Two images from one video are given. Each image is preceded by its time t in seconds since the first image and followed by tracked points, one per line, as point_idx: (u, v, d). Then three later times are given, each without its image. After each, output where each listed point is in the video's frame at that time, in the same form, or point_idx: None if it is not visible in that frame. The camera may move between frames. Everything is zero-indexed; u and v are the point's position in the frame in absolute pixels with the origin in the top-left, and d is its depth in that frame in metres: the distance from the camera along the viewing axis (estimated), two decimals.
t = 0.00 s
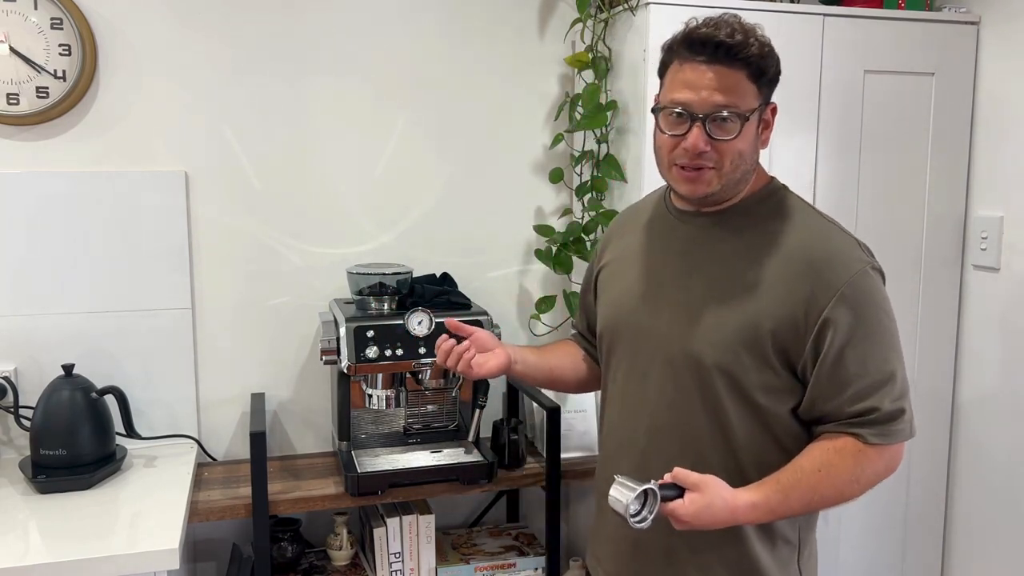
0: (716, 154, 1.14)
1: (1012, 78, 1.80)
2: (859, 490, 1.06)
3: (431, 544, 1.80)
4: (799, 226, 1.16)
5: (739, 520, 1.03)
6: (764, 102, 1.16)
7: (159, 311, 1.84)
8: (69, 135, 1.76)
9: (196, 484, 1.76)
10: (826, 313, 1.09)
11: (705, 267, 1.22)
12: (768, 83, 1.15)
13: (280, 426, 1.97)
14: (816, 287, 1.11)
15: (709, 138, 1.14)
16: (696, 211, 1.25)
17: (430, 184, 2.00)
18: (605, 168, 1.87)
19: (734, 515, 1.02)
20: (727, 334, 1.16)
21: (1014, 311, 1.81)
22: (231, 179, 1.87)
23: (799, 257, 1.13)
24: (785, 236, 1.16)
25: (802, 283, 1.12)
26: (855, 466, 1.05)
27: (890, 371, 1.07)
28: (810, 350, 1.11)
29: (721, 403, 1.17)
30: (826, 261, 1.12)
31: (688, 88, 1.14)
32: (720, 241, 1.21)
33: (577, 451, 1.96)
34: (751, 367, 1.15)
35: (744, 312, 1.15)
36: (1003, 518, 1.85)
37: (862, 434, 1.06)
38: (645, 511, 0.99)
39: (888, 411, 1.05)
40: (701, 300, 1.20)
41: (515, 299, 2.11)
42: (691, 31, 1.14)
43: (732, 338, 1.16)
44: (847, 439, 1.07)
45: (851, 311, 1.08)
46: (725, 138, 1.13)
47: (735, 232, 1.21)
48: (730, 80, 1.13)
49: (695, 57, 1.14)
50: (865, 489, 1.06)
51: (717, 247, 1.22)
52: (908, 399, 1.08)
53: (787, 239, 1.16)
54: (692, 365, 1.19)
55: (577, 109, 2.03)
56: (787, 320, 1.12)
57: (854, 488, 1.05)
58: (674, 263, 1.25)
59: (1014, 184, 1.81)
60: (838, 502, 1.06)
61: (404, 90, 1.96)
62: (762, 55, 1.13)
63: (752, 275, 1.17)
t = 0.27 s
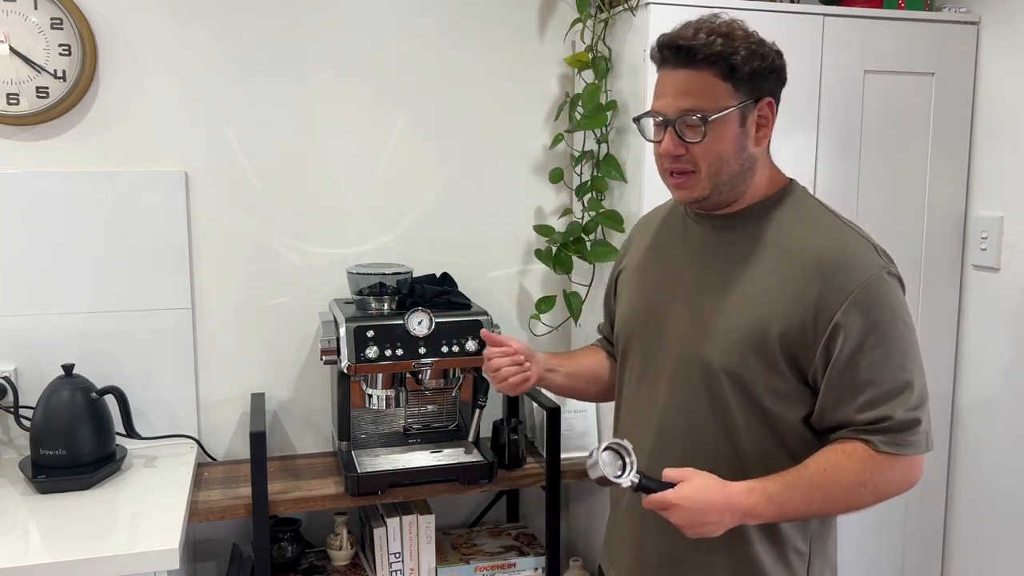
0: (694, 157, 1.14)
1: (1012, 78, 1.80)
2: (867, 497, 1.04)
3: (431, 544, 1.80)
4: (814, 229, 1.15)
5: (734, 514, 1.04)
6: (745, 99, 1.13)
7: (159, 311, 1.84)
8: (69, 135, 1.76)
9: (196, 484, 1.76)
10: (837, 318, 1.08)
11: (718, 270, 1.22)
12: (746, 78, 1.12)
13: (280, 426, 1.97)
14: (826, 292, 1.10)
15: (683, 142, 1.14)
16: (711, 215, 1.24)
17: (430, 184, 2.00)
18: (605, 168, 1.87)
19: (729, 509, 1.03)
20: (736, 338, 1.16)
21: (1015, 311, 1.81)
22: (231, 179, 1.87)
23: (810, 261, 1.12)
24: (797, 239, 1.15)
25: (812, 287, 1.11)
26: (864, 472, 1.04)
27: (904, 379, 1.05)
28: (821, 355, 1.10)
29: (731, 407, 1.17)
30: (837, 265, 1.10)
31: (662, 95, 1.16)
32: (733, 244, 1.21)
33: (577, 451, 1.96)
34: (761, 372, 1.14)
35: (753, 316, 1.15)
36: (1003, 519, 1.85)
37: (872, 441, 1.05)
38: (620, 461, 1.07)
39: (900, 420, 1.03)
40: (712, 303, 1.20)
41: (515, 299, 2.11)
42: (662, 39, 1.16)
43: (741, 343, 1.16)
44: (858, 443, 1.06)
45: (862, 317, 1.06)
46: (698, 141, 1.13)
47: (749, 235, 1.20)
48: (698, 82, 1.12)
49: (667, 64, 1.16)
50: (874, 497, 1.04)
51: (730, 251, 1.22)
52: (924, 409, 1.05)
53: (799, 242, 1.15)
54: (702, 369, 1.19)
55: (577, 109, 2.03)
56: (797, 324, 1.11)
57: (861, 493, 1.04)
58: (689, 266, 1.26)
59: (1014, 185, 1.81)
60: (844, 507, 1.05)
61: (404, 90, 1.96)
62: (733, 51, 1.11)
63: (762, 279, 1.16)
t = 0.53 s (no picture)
0: (663, 158, 1.21)
1: (1012, 78, 1.80)
2: (831, 496, 1.04)
3: (431, 544, 1.80)
4: (814, 227, 1.12)
5: (689, 476, 1.09)
6: (710, 101, 1.15)
7: (159, 311, 1.84)
8: (69, 135, 1.76)
9: (196, 484, 1.76)
10: (825, 316, 1.06)
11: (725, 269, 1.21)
12: (711, 81, 1.15)
13: (280, 426, 1.97)
14: (815, 290, 1.07)
15: (653, 144, 1.21)
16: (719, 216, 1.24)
17: (430, 184, 2.00)
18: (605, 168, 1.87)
19: (686, 470, 1.09)
20: (728, 334, 1.15)
21: (1014, 310, 1.81)
22: (231, 179, 1.87)
23: (803, 259, 1.10)
24: (794, 237, 1.13)
25: (802, 285, 1.09)
26: (832, 470, 1.03)
27: (888, 386, 1.01)
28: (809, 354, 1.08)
29: (730, 408, 1.17)
30: (829, 263, 1.07)
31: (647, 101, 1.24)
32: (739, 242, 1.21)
33: (577, 451, 1.96)
34: (756, 371, 1.14)
35: (744, 312, 1.14)
36: (1002, 519, 1.85)
37: (845, 442, 1.03)
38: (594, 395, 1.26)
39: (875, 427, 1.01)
40: (712, 300, 1.21)
41: (515, 299, 2.10)
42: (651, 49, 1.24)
43: (731, 342, 1.15)
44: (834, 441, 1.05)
45: (847, 316, 1.04)
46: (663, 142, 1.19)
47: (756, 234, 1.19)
48: (665, 86, 1.19)
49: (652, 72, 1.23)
50: (839, 497, 1.04)
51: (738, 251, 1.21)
52: (908, 421, 1.01)
53: (796, 240, 1.12)
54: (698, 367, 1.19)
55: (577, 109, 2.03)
56: (786, 322, 1.10)
57: (824, 490, 1.04)
58: (700, 264, 1.26)
59: (1014, 185, 1.81)
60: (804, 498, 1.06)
61: (404, 90, 1.96)
62: (694, 55, 1.16)
63: (756, 277, 1.15)
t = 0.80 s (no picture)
0: (670, 153, 1.22)
1: (1012, 78, 1.80)
2: (750, 480, 1.07)
3: (431, 544, 1.80)
4: (805, 225, 1.11)
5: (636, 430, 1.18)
6: (715, 96, 1.16)
7: (158, 311, 1.84)
8: (69, 135, 1.76)
9: (197, 484, 1.76)
10: (795, 309, 1.06)
11: (721, 265, 1.22)
12: (716, 76, 1.15)
13: (280, 426, 1.97)
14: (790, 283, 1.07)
15: (661, 139, 1.22)
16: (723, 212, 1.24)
17: (429, 184, 2.00)
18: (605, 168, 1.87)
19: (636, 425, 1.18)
20: (714, 325, 1.16)
21: (1014, 310, 1.81)
22: (231, 179, 1.87)
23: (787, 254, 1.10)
24: (787, 234, 1.12)
25: (779, 276, 1.09)
26: (759, 456, 1.06)
27: (833, 381, 1.01)
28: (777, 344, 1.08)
29: (720, 403, 1.17)
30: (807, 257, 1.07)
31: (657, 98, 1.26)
32: (740, 235, 1.21)
33: (577, 451, 1.96)
34: (741, 363, 1.14)
35: (730, 303, 1.15)
36: (1003, 519, 1.85)
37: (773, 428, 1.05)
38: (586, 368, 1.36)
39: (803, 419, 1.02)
40: (706, 292, 1.21)
41: (515, 299, 2.10)
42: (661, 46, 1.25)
43: (715, 332, 1.16)
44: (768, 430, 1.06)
45: (813, 309, 1.04)
46: (670, 137, 1.21)
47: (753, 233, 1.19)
48: (673, 82, 1.20)
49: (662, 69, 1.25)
50: (758, 484, 1.06)
51: (735, 248, 1.21)
52: (845, 420, 1.00)
53: (787, 237, 1.12)
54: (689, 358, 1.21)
55: (577, 109, 2.03)
56: (765, 312, 1.10)
57: (745, 472, 1.07)
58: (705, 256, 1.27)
59: (1014, 184, 1.81)
60: (730, 478, 1.09)
61: (404, 90, 1.96)
62: (699, 51, 1.16)
63: (745, 271, 1.16)
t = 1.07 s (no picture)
0: (692, 134, 1.17)
1: (1012, 78, 1.80)
2: (774, 484, 1.04)
3: (430, 544, 1.80)
4: (799, 222, 1.12)
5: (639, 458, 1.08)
6: (752, 86, 1.14)
7: (158, 311, 1.84)
8: (69, 135, 1.76)
9: (197, 484, 1.76)
10: (795, 307, 1.06)
11: (714, 260, 1.22)
12: (755, 66, 1.14)
13: (280, 425, 1.97)
14: (789, 281, 1.07)
15: (683, 117, 1.17)
16: (717, 207, 1.24)
17: (429, 184, 2.00)
18: (606, 168, 1.87)
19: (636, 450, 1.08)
20: (709, 323, 1.16)
21: (1014, 310, 1.81)
22: (231, 179, 1.87)
23: (782, 251, 1.10)
24: (782, 231, 1.13)
25: (776, 274, 1.09)
26: (782, 459, 1.03)
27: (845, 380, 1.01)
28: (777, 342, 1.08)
29: (710, 398, 1.17)
30: (805, 254, 1.07)
31: (674, 76, 1.20)
32: (733, 232, 1.21)
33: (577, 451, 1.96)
34: (735, 360, 1.14)
35: (726, 301, 1.15)
36: (1003, 519, 1.85)
37: (793, 430, 1.04)
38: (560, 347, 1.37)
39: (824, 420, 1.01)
40: (698, 289, 1.21)
41: (515, 299, 2.10)
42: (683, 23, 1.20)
43: (711, 329, 1.16)
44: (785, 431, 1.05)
45: (814, 306, 1.04)
46: (698, 117, 1.16)
47: (746, 230, 1.19)
48: (708, 61, 1.16)
49: (684, 46, 1.20)
50: (783, 488, 1.04)
51: (729, 245, 1.21)
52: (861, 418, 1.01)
53: (781, 234, 1.12)
54: (682, 355, 1.20)
55: (577, 109, 2.03)
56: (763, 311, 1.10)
57: (768, 477, 1.04)
58: (696, 254, 1.27)
59: (1014, 184, 1.81)
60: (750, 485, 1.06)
61: (404, 90, 1.96)
62: (742, 36, 1.14)
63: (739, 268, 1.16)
